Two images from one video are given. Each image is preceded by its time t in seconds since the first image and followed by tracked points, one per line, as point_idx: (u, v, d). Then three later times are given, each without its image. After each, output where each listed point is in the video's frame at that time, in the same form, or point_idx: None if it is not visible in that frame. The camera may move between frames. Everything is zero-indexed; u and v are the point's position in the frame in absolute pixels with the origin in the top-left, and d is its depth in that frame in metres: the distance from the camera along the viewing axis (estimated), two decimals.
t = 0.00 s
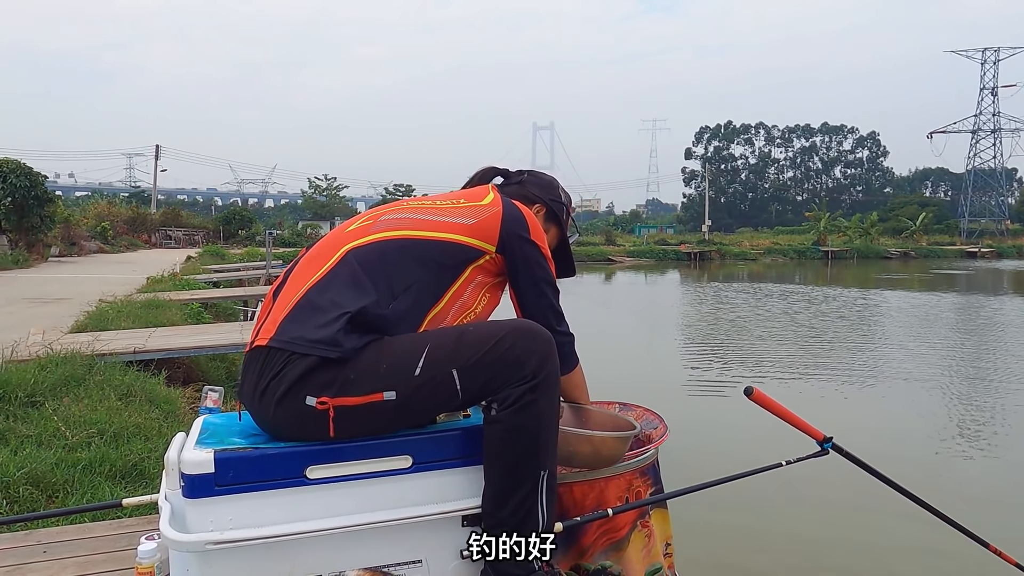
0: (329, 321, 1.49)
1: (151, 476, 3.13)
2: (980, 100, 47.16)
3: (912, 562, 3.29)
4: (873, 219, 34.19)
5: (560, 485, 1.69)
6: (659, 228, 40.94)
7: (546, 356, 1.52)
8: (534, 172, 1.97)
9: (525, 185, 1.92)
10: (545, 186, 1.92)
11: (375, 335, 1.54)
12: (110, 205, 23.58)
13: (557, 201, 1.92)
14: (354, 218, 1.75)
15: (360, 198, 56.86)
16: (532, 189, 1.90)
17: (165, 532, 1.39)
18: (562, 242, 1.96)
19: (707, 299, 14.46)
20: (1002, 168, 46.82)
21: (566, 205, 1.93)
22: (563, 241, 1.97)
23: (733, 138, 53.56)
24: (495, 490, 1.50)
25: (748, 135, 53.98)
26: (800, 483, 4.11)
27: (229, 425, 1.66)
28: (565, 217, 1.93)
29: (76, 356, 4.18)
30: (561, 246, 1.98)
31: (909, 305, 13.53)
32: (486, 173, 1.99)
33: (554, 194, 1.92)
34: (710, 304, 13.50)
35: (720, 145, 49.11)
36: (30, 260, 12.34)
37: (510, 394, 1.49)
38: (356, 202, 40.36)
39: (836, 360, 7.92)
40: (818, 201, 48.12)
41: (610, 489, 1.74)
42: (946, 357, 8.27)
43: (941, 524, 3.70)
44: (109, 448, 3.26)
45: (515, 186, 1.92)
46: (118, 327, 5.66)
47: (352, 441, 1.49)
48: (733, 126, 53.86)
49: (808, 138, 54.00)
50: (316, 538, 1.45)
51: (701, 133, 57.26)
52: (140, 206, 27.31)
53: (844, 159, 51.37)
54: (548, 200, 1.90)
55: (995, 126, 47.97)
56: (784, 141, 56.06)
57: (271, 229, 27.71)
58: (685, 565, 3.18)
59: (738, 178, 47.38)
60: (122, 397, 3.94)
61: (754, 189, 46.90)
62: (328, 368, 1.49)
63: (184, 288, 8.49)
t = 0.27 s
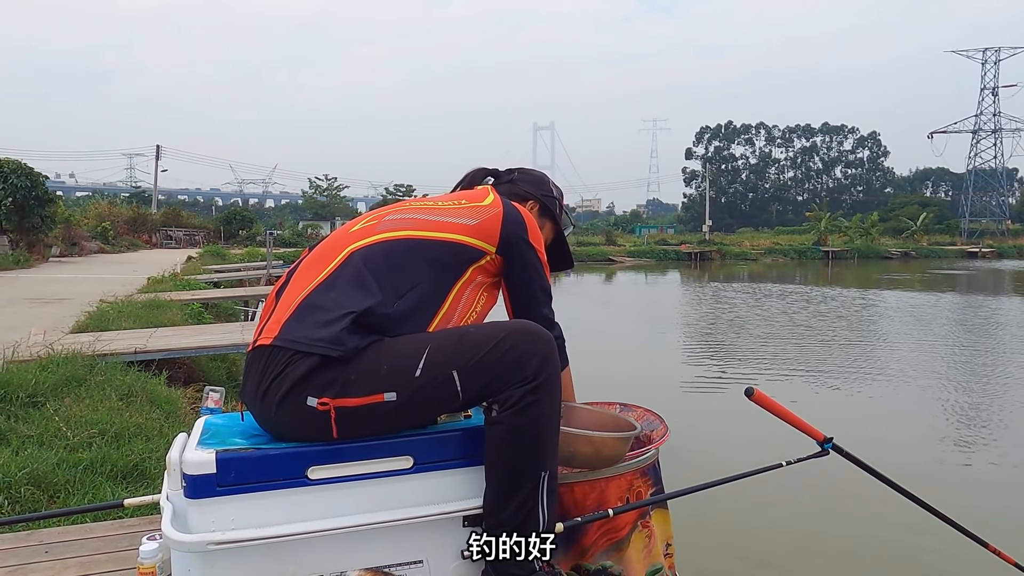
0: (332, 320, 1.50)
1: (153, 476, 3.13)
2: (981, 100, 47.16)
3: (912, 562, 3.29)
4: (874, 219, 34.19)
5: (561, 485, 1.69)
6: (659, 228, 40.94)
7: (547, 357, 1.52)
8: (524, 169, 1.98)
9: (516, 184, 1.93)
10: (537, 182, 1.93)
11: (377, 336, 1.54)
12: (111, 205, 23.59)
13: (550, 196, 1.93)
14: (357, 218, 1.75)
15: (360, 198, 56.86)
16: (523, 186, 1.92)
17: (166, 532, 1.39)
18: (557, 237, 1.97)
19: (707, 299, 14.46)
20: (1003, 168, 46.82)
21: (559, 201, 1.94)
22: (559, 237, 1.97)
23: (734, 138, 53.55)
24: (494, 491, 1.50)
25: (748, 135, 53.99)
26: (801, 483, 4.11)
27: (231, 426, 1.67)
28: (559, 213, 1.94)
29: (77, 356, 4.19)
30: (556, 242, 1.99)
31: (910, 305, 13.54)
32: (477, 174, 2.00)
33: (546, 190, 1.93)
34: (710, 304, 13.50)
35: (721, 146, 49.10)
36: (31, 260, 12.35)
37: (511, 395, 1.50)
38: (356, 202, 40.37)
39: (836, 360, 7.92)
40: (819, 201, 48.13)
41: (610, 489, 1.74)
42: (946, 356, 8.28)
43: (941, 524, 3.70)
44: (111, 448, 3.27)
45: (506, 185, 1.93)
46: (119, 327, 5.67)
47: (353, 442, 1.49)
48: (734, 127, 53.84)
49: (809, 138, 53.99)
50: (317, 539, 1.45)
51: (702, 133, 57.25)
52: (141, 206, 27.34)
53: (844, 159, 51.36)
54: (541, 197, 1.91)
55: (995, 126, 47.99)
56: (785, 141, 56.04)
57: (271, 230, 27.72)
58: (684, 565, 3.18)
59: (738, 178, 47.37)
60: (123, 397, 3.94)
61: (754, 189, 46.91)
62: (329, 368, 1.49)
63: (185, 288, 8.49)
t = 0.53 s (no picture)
0: (336, 319, 1.50)
1: (153, 476, 3.14)
2: (981, 100, 47.12)
3: (911, 561, 3.29)
4: (874, 219, 34.17)
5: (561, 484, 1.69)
6: (660, 228, 40.92)
7: (549, 356, 1.52)
8: (523, 169, 1.98)
9: (514, 183, 1.93)
10: (534, 181, 1.93)
11: (381, 335, 1.54)
12: (111, 205, 23.61)
13: (549, 196, 1.93)
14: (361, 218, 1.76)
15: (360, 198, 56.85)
16: (521, 186, 1.92)
17: (168, 532, 1.39)
18: (558, 235, 1.98)
19: (708, 299, 14.44)
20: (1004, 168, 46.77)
21: (558, 200, 1.94)
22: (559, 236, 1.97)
23: (734, 138, 53.51)
24: (495, 489, 1.51)
25: (748, 135, 53.99)
26: (801, 483, 4.12)
27: (232, 426, 1.67)
28: (558, 212, 1.94)
29: (77, 356, 4.19)
30: (557, 240, 1.99)
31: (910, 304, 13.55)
32: (476, 175, 2.01)
33: (544, 189, 1.93)
34: (710, 304, 13.49)
35: (721, 146, 49.07)
36: (31, 260, 12.35)
37: (513, 394, 1.50)
38: (357, 202, 40.40)
39: (836, 360, 7.92)
40: (819, 201, 48.13)
41: (611, 488, 1.74)
42: (946, 356, 8.28)
43: (941, 523, 3.71)
44: (111, 448, 3.27)
45: (505, 185, 1.93)
46: (119, 327, 5.67)
47: (355, 440, 1.50)
48: (734, 127, 53.81)
49: (809, 138, 53.96)
50: (317, 538, 1.45)
51: (702, 133, 57.21)
52: (141, 206, 27.36)
53: (844, 158, 51.33)
54: (539, 196, 1.91)
55: (996, 126, 48.00)
56: (785, 141, 56.00)
57: (271, 230, 27.73)
58: (684, 565, 3.18)
59: (738, 178, 47.35)
60: (123, 397, 3.95)
61: (755, 189, 46.92)
62: (332, 366, 1.50)
63: (186, 288, 8.49)
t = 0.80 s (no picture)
0: (339, 320, 1.50)
1: (155, 477, 3.14)
2: (982, 101, 47.11)
3: (912, 562, 3.29)
4: (875, 220, 34.17)
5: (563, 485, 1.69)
6: (660, 229, 40.94)
7: (551, 359, 1.52)
8: (523, 167, 1.97)
9: (514, 183, 1.93)
10: (533, 179, 1.93)
11: (382, 337, 1.54)
12: (111, 206, 23.61)
13: (549, 194, 1.92)
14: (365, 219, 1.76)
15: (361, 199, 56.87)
16: (521, 185, 1.91)
17: (170, 533, 1.39)
18: (559, 234, 1.98)
19: (708, 300, 14.44)
20: (1004, 168, 46.74)
21: (558, 198, 1.94)
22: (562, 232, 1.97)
23: (734, 138, 53.50)
24: (497, 489, 1.51)
25: (749, 136, 54.01)
26: (802, 484, 4.12)
27: (233, 427, 1.67)
28: (560, 211, 1.94)
29: (79, 357, 4.19)
30: (559, 238, 1.99)
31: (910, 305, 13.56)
32: (477, 174, 2.01)
33: (544, 188, 1.92)
34: (711, 305, 13.49)
35: (722, 146, 49.07)
36: (32, 260, 12.36)
37: (514, 395, 1.50)
38: (357, 203, 40.40)
39: (836, 361, 7.93)
40: (820, 202, 48.11)
41: (613, 489, 1.74)
42: (947, 357, 8.28)
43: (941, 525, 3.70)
44: (113, 449, 3.27)
45: (504, 185, 1.93)
46: (120, 328, 5.67)
47: (356, 442, 1.50)
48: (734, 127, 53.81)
49: (810, 139, 53.95)
50: (319, 540, 1.45)
51: (703, 134, 57.21)
52: (142, 207, 27.38)
53: (845, 159, 51.31)
54: (540, 195, 1.91)
55: (997, 126, 48.01)
56: (785, 142, 55.99)
57: (272, 230, 27.75)
58: (685, 567, 3.18)
59: (739, 179, 47.36)
60: (125, 398, 3.95)
61: (755, 189, 46.94)
62: (333, 368, 1.50)
63: (186, 289, 8.50)
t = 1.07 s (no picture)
0: (336, 319, 1.50)
1: (155, 479, 3.14)
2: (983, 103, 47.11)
3: (913, 564, 3.29)
4: (876, 222, 34.17)
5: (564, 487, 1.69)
6: (661, 230, 40.96)
7: (554, 359, 1.52)
8: (523, 157, 1.96)
9: (513, 172, 1.92)
10: (534, 169, 1.91)
11: (382, 336, 1.54)
12: (112, 207, 23.63)
13: (549, 182, 1.91)
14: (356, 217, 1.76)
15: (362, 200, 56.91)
16: (520, 174, 1.90)
17: (170, 534, 1.39)
18: (559, 225, 1.96)
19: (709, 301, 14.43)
20: (1005, 170, 46.73)
21: (558, 188, 1.92)
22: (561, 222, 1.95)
23: (735, 140, 53.51)
24: (500, 491, 1.51)
25: (749, 137, 54.01)
26: (803, 485, 4.11)
27: (234, 428, 1.67)
28: (559, 200, 1.93)
29: (79, 359, 4.19)
30: (558, 228, 1.97)
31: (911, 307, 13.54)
32: (479, 163, 2.01)
33: (544, 177, 1.91)
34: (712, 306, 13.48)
35: (722, 148, 49.09)
36: (33, 262, 12.37)
37: (517, 396, 1.50)
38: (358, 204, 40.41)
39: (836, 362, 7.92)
40: (821, 203, 48.10)
41: (614, 491, 1.74)
42: (948, 358, 8.27)
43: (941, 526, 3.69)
44: (113, 450, 3.27)
45: (504, 173, 1.93)
46: (121, 329, 5.67)
47: (359, 442, 1.50)
48: (735, 129, 53.82)
49: (811, 140, 53.94)
50: (319, 541, 1.45)
51: (703, 135, 57.23)
52: (143, 209, 27.41)
53: (846, 161, 51.31)
54: (538, 184, 1.89)
55: (997, 128, 47.99)
56: (786, 143, 56.00)
57: (272, 232, 27.76)
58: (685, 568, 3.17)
59: (739, 180, 47.37)
60: (125, 399, 3.95)
61: (756, 191, 46.94)
62: (335, 369, 1.49)
63: (188, 291, 8.50)
